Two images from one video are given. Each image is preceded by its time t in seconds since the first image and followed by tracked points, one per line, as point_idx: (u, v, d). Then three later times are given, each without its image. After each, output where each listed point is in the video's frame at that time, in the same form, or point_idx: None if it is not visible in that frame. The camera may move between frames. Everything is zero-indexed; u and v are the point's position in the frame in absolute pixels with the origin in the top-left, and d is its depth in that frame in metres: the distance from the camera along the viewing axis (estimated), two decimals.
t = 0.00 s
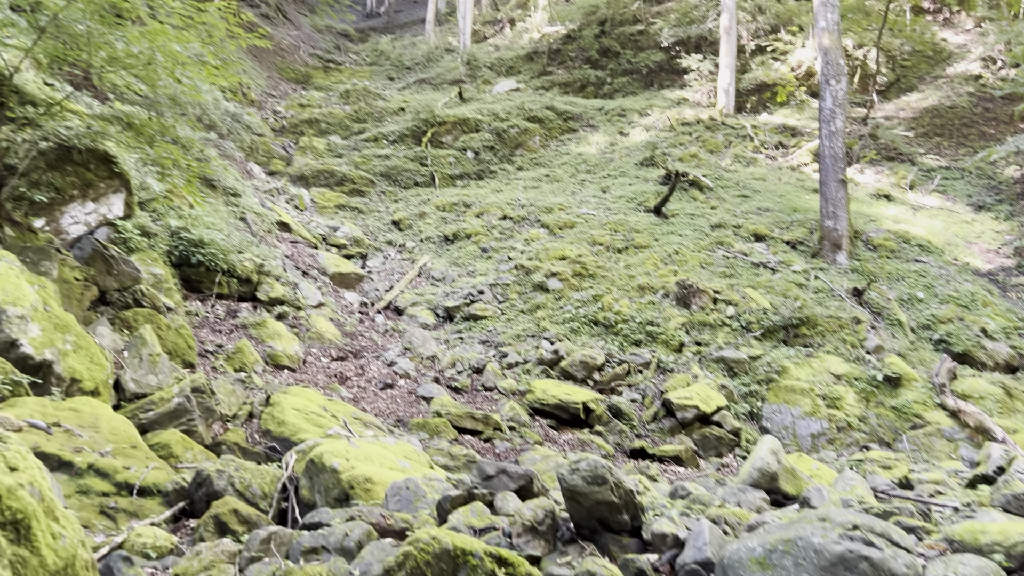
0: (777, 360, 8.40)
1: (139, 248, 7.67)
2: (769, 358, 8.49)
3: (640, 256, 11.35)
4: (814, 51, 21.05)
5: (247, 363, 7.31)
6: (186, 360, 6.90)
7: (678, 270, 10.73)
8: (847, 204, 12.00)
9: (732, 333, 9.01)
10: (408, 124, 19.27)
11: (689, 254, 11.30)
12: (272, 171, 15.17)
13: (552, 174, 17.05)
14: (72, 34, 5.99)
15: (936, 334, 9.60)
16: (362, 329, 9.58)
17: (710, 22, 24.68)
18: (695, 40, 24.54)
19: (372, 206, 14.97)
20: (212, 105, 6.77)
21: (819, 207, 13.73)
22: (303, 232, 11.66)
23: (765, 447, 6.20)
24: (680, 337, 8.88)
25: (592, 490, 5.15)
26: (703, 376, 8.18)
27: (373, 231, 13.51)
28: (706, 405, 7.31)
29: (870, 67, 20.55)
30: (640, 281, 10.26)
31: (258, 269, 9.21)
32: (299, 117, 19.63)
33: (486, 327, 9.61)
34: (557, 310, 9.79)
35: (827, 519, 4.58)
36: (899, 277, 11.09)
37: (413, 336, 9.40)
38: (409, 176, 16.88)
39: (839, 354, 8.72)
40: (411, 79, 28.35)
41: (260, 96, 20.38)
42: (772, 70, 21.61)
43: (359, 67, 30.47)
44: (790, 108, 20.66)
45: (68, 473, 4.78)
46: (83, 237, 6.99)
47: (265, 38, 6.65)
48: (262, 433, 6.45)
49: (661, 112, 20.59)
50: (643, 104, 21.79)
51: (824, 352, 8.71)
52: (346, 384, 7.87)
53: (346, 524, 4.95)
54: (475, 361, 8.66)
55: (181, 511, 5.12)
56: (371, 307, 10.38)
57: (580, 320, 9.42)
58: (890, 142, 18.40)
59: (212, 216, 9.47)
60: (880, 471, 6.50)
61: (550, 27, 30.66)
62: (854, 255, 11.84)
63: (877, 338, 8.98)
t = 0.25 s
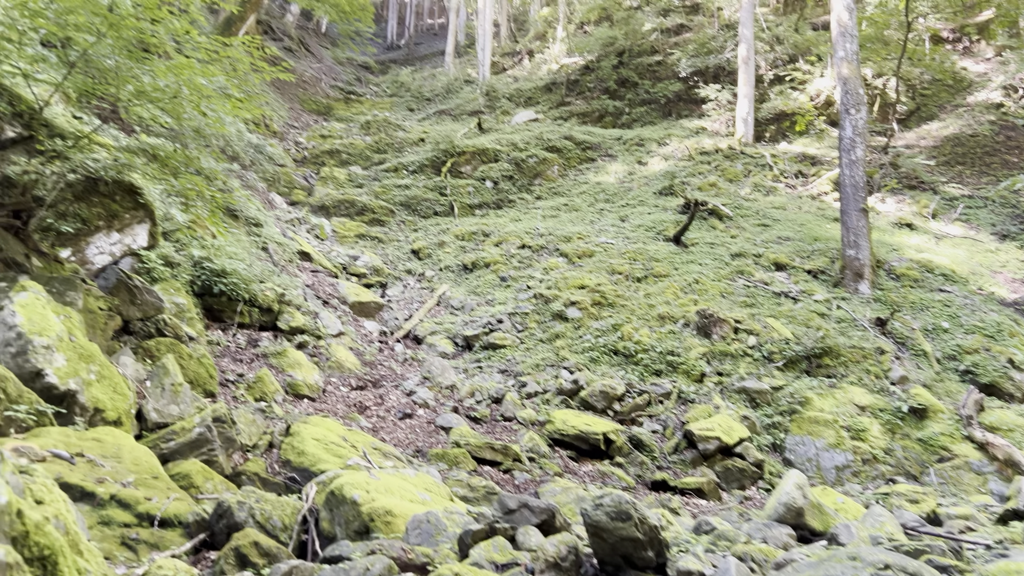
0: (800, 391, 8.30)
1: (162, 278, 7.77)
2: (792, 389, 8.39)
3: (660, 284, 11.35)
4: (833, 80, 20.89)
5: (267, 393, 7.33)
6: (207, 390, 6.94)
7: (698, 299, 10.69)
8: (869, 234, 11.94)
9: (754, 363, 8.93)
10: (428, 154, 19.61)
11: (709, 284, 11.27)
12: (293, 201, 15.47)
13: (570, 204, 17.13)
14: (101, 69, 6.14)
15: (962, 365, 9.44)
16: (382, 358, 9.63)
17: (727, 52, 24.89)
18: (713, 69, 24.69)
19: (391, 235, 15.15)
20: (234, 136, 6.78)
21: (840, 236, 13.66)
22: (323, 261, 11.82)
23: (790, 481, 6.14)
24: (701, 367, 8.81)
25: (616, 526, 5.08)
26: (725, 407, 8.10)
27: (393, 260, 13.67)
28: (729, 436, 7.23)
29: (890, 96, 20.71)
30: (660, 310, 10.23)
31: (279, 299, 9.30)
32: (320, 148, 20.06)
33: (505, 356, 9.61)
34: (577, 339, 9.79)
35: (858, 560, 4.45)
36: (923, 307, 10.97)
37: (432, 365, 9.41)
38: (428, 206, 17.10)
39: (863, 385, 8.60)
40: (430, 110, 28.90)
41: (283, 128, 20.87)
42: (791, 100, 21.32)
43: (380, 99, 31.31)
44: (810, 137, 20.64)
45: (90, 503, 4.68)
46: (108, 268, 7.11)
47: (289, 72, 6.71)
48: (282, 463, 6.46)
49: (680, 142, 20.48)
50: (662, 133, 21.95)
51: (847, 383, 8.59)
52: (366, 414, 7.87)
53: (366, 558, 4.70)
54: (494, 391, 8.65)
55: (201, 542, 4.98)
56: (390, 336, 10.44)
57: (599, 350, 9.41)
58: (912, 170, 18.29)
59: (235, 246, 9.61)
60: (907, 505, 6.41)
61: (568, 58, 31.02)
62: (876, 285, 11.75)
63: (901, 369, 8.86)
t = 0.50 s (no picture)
0: (822, 423, 8.20)
1: (183, 308, 7.85)
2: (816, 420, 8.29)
3: (678, 315, 11.34)
4: (850, 110, 20.77)
5: (285, 423, 7.33)
6: (226, 420, 6.95)
7: (717, 329, 10.66)
8: (891, 262, 11.78)
9: (775, 395, 8.84)
10: (446, 186, 19.97)
11: (728, 314, 11.24)
12: (313, 232, 15.73)
13: (588, 234, 17.21)
14: (127, 104, 6.32)
15: (989, 397, 9.24)
16: (399, 389, 9.65)
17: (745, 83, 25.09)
18: (731, 100, 24.96)
19: (409, 265, 15.27)
20: (257, 170, 7.01)
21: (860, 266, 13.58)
22: (342, 291, 11.97)
23: (814, 517, 6.01)
24: (722, 398, 8.73)
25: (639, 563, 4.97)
26: (746, 439, 8.01)
27: (411, 290, 13.80)
28: (750, 469, 7.14)
29: (908, 126, 20.84)
30: (678, 340, 10.20)
31: (298, 329, 9.36)
32: (340, 180, 20.49)
33: (523, 387, 9.60)
34: (595, 370, 9.77)
35: None
36: (946, 338, 10.70)
37: (449, 396, 9.42)
38: (446, 236, 17.24)
39: (886, 417, 8.46)
40: (448, 141, 29.46)
41: (303, 159, 21.40)
42: (809, 129, 21.25)
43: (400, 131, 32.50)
44: (828, 166, 20.78)
45: (108, 536, 4.53)
46: (129, 299, 7.19)
47: (310, 106, 6.79)
48: (299, 494, 6.44)
49: (698, 173, 20.72)
50: (679, 163, 22.15)
51: (870, 415, 8.46)
52: (383, 445, 7.86)
53: None
54: (512, 422, 8.63)
55: None
56: (408, 366, 10.48)
57: (617, 380, 9.39)
58: (933, 201, 18.27)
59: (255, 278, 9.71)
60: (933, 541, 6.27)
61: (585, 90, 31.51)
62: (898, 315, 11.63)
63: (926, 401, 8.71)
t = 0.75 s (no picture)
0: (842, 456, 8.11)
1: (200, 339, 7.89)
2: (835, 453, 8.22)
3: (695, 345, 11.30)
4: (865, 139, 20.80)
5: (300, 455, 7.31)
6: (241, 452, 6.93)
7: (734, 360, 10.61)
8: (910, 292, 11.76)
9: (794, 427, 8.76)
10: (461, 217, 20.24)
11: (745, 344, 11.18)
12: (329, 262, 15.90)
13: (603, 263, 17.26)
14: (148, 137, 6.41)
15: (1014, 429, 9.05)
16: (415, 420, 9.64)
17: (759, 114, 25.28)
18: (745, 131, 25.24)
19: (425, 295, 15.35)
20: (273, 201, 7.05)
21: (878, 296, 13.46)
22: (357, 321, 12.06)
23: (837, 556, 5.89)
24: (740, 430, 8.67)
25: None
26: (765, 471, 7.93)
27: (426, 319, 13.87)
28: (770, 503, 7.04)
29: (924, 155, 20.93)
30: (695, 371, 10.16)
31: (314, 360, 9.39)
32: (357, 211, 20.87)
33: (538, 418, 9.57)
34: (611, 402, 9.73)
35: None
36: (967, 369, 10.55)
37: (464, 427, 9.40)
38: (462, 266, 17.33)
39: (907, 450, 8.32)
40: (464, 173, 30.28)
41: (320, 191, 21.85)
42: (824, 159, 21.47)
43: (416, 164, 33.51)
44: (844, 196, 20.75)
45: (124, 571, 4.26)
46: (147, 330, 7.24)
47: (328, 138, 6.85)
48: (314, 527, 6.38)
49: (712, 202, 20.90)
50: (694, 194, 22.36)
51: (891, 448, 8.33)
52: (398, 477, 7.83)
53: None
54: (528, 454, 8.61)
55: None
56: (423, 397, 10.48)
57: (634, 412, 9.34)
58: (951, 230, 18.08)
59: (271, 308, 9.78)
60: None
61: (598, 120, 31.85)
62: (917, 346, 11.49)
63: (948, 434, 8.55)
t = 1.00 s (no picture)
0: (859, 490, 8.00)
1: (212, 371, 7.90)
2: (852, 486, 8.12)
3: (708, 376, 11.25)
4: (877, 170, 20.99)
5: (312, 487, 7.25)
6: (253, 485, 6.88)
7: (748, 392, 10.54)
8: (925, 322, 11.72)
9: (810, 459, 8.67)
10: (473, 247, 20.43)
11: (759, 375, 11.12)
12: (341, 292, 16.00)
13: (615, 294, 17.28)
14: (164, 170, 6.49)
15: None
16: (426, 452, 9.58)
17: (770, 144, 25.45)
18: (756, 161, 25.51)
19: (436, 325, 15.37)
20: (286, 234, 7.21)
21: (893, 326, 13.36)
22: (369, 352, 12.10)
23: None
24: (755, 463, 8.59)
25: None
26: (781, 505, 7.83)
27: (438, 350, 13.87)
28: (787, 538, 6.94)
29: (937, 185, 21.02)
30: (709, 403, 10.09)
31: (325, 391, 9.37)
32: (369, 242, 21.12)
33: (551, 450, 9.51)
34: (624, 434, 9.67)
35: None
36: (985, 401, 10.41)
37: (476, 460, 9.35)
38: (473, 295, 17.37)
39: (926, 484, 8.17)
40: (476, 205, 30.85)
41: (333, 222, 22.18)
42: (835, 189, 21.43)
43: (428, 195, 34.25)
44: (857, 227, 20.91)
45: None
46: (160, 361, 7.24)
47: (341, 172, 6.92)
48: (325, 561, 6.28)
49: (724, 232, 21.07)
50: (705, 224, 22.56)
51: (910, 482, 8.19)
52: (409, 510, 7.78)
53: None
54: (540, 488, 8.55)
55: None
56: (434, 428, 10.44)
57: (648, 444, 9.28)
58: (966, 259, 17.97)
59: (284, 339, 9.84)
60: None
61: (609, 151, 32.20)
62: (934, 377, 11.35)
63: (968, 467, 8.40)
